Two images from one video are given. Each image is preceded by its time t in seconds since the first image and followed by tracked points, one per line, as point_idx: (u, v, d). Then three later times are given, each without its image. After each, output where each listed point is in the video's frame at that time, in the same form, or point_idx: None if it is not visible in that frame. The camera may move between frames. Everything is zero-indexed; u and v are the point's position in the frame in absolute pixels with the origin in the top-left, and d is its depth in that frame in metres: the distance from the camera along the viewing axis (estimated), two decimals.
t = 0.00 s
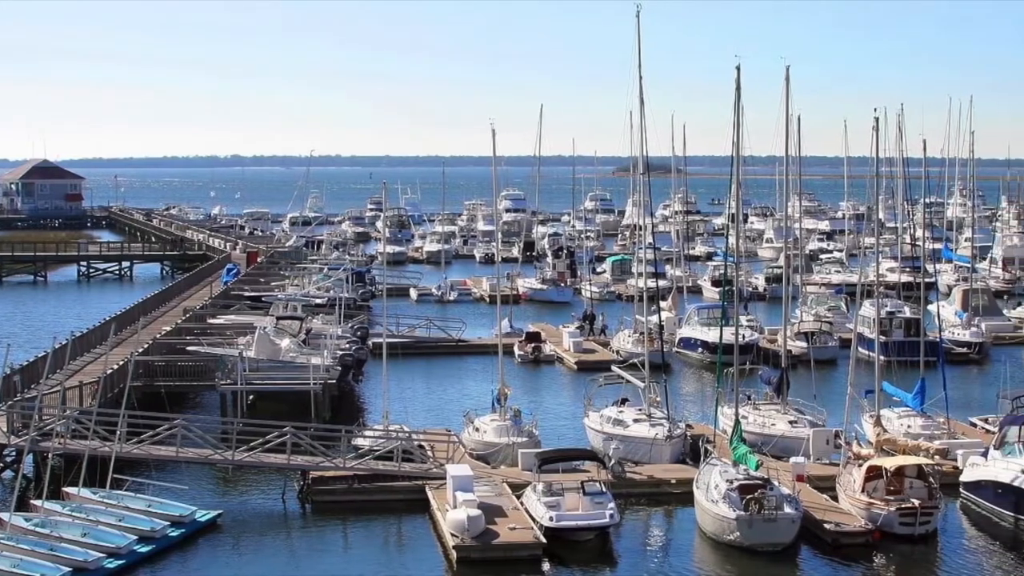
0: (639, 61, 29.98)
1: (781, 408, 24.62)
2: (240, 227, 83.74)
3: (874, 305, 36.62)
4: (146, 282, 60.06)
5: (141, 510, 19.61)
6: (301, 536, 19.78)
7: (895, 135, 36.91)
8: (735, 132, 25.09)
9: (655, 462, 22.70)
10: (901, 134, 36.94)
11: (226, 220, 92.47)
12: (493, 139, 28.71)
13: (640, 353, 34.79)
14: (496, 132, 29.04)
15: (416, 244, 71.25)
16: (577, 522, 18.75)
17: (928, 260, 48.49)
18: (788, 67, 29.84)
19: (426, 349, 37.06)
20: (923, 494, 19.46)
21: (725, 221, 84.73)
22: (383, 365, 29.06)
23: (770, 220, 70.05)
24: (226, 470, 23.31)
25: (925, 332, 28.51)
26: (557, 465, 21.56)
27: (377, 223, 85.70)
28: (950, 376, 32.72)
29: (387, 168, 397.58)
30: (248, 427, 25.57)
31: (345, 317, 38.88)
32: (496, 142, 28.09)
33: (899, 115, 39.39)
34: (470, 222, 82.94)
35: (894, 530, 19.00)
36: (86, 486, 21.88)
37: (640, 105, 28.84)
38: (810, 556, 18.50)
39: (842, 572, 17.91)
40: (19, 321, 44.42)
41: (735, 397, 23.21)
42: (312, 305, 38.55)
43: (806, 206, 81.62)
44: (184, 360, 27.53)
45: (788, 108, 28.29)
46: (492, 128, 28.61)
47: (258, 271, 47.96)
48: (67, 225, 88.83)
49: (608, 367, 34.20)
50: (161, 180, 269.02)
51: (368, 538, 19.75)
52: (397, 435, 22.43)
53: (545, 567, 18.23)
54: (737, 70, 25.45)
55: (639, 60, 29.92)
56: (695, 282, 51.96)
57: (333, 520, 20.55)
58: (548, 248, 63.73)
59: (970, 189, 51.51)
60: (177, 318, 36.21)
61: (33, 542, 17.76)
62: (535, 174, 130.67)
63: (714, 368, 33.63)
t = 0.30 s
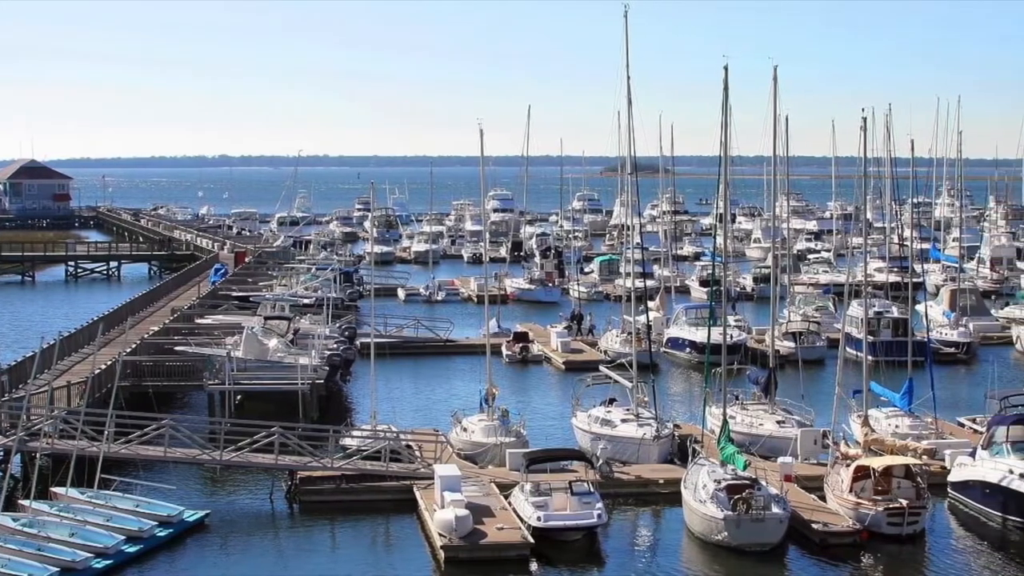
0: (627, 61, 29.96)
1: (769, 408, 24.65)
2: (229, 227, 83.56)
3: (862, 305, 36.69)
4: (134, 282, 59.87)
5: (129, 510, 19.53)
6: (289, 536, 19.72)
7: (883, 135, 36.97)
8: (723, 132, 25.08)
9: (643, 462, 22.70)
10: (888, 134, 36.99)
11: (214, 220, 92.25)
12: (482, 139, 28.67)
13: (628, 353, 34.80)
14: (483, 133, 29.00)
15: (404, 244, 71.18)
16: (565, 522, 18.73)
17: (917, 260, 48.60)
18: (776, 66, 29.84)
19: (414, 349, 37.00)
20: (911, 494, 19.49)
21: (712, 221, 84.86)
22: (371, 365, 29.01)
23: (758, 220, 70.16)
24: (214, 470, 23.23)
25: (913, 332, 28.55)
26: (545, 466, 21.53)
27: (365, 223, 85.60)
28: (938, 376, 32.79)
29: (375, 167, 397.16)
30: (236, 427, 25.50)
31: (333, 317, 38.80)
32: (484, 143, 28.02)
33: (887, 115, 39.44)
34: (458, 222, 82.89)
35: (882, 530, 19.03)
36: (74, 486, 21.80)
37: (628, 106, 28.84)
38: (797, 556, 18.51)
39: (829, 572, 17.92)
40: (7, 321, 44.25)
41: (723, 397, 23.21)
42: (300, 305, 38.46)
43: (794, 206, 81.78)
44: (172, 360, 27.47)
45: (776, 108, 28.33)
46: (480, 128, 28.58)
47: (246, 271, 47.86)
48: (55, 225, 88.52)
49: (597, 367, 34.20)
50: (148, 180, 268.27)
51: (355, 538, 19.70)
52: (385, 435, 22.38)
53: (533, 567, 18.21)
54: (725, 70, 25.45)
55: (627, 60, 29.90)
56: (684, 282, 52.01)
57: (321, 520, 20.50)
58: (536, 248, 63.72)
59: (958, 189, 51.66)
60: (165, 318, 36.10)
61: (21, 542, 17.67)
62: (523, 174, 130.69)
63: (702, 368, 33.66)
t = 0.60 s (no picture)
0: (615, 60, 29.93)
1: (757, 408, 24.67)
2: (216, 227, 83.37)
3: (850, 305, 36.76)
4: (121, 282, 59.68)
5: (117, 510, 19.45)
6: (277, 536, 19.66)
7: (871, 135, 37.04)
8: (711, 132, 25.09)
9: (631, 462, 22.70)
10: (876, 133, 37.06)
11: (202, 220, 92.04)
12: (469, 139, 28.62)
13: (616, 353, 34.81)
14: (471, 133, 28.96)
15: (392, 244, 71.11)
16: (552, 522, 18.71)
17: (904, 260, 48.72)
18: (763, 67, 29.87)
19: (402, 349, 36.94)
20: (899, 494, 19.52)
21: (701, 221, 84.98)
22: (359, 365, 28.95)
23: (746, 220, 70.28)
24: (202, 470, 23.16)
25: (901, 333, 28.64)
26: (532, 466, 21.50)
27: (353, 223, 85.50)
28: (926, 376, 32.88)
29: (363, 167, 396.70)
30: (224, 428, 25.41)
31: (321, 317, 38.71)
32: (472, 143, 27.96)
33: (875, 115, 39.51)
34: (445, 222, 82.84)
35: (869, 530, 19.06)
36: (62, 486, 21.69)
37: (616, 105, 28.83)
38: (785, 556, 18.53)
39: (817, 572, 17.94)
40: None
41: (711, 397, 23.21)
42: (288, 304, 38.36)
43: (782, 206, 81.95)
44: (160, 360, 27.39)
45: (764, 108, 28.35)
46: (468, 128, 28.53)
47: (234, 271, 47.74)
48: (43, 224, 88.21)
49: (584, 367, 34.19)
50: (136, 180, 267.52)
51: (343, 538, 19.66)
52: (373, 435, 22.33)
53: (521, 567, 18.19)
54: (713, 70, 25.46)
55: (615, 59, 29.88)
56: (671, 282, 52.07)
57: (309, 520, 20.44)
58: (524, 248, 63.70)
59: (945, 189, 51.77)
60: (153, 318, 35.99)
61: (9, 542, 17.60)
62: (512, 174, 130.63)
63: (690, 368, 33.68)
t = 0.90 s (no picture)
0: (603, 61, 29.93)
1: (745, 408, 24.69)
2: (204, 227, 83.15)
3: (837, 305, 36.83)
4: (109, 282, 59.48)
5: (105, 510, 19.36)
6: (265, 536, 19.60)
7: (859, 135, 37.11)
8: (698, 132, 25.11)
9: (619, 462, 22.70)
10: (863, 134, 37.14)
11: (190, 220, 91.80)
12: (457, 139, 28.61)
13: (604, 353, 34.82)
14: (459, 133, 28.94)
15: (380, 244, 71.02)
16: (540, 522, 18.69)
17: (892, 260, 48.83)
18: (751, 67, 29.89)
19: (390, 349, 36.89)
20: (887, 494, 19.55)
21: (689, 221, 85.06)
22: (347, 365, 28.90)
23: (734, 220, 70.37)
24: (189, 470, 23.08)
25: (889, 332, 28.69)
26: (520, 466, 21.48)
27: (341, 223, 85.37)
28: (913, 376, 32.96)
29: (351, 167, 396.27)
30: (212, 428, 25.34)
31: (309, 317, 38.63)
32: (459, 143, 27.89)
33: (863, 115, 39.57)
34: (433, 222, 82.79)
35: (857, 530, 19.09)
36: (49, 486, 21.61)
37: (604, 106, 28.84)
38: (773, 556, 18.54)
39: (805, 572, 17.96)
40: None
41: (699, 397, 23.21)
42: (275, 305, 38.27)
43: (770, 206, 82.06)
44: (148, 360, 27.29)
45: (752, 108, 28.37)
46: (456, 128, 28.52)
47: (221, 271, 47.62)
48: (30, 224, 87.88)
49: (572, 367, 34.18)
50: (124, 180, 266.81)
51: (331, 538, 19.60)
52: (361, 435, 22.28)
53: (509, 567, 18.16)
54: (700, 70, 25.47)
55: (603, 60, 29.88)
56: (659, 282, 52.14)
57: (296, 520, 20.38)
58: (512, 248, 63.68)
59: (933, 189, 51.88)
60: (141, 318, 35.87)
61: None
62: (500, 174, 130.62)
63: (678, 368, 33.70)
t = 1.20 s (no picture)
0: (590, 61, 29.92)
1: (732, 408, 24.71)
2: (192, 227, 82.92)
3: (825, 305, 36.89)
4: (97, 282, 59.27)
5: (92, 510, 19.28)
6: (253, 536, 19.53)
7: (847, 136, 37.17)
8: (686, 132, 25.09)
9: (606, 462, 22.69)
10: (851, 134, 37.21)
11: (178, 220, 91.55)
12: (445, 139, 28.60)
13: (592, 353, 34.82)
14: (447, 132, 28.90)
15: (368, 244, 70.92)
16: (528, 522, 18.66)
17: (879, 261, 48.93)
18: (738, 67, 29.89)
19: (378, 349, 36.82)
20: (875, 494, 19.58)
21: (677, 220, 85.13)
22: (334, 365, 28.84)
23: (722, 220, 70.47)
24: (177, 470, 22.99)
25: (877, 333, 28.75)
26: (508, 466, 21.45)
27: (329, 223, 85.23)
28: (901, 376, 33.04)
29: (338, 167, 395.84)
30: (200, 428, 25.26)
31: (297, 317, 38.55)
32: (448, 143, 27.81)
33: (851, 115, 39.62)
34: (421, 222, 82.71)
35: (845, 530, 19.11)
36: (37, 486, 21.52)
37: (592, 106, 28.83)
38: (761, 556, 18.55)
39: (793, 572, 17.97)
40: None
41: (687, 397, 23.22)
42: (263, 305, 38.18)
43: (757, 206, 82.20)
44: (136, 360, 27.18)
45: (739, 108, 28.39)
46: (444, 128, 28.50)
47: (209, 271, 47.49)
48: (17, 224, 87.54)
49: (560, 367, 34.17)
50: (112, 180, 266.03)
51: (319, 538, 19.55)
52: (349, 435, 22.23)
53: (497, 567, 18.13)
54: (688, 70, 25.45)
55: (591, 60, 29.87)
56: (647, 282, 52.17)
57: (284, 520, 20.32)
58: (499, 248, 63.65)
59: (920, 189, 52.02)
60: (129, 318, 35.75)
61: None
62: (487, 174, 130.56)
63: (666, 368, 33.72)
